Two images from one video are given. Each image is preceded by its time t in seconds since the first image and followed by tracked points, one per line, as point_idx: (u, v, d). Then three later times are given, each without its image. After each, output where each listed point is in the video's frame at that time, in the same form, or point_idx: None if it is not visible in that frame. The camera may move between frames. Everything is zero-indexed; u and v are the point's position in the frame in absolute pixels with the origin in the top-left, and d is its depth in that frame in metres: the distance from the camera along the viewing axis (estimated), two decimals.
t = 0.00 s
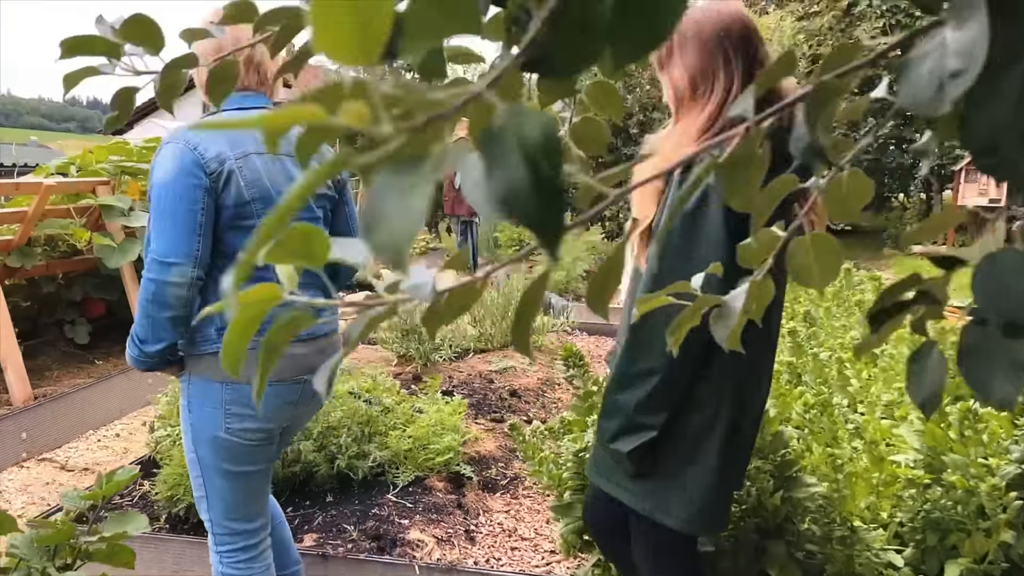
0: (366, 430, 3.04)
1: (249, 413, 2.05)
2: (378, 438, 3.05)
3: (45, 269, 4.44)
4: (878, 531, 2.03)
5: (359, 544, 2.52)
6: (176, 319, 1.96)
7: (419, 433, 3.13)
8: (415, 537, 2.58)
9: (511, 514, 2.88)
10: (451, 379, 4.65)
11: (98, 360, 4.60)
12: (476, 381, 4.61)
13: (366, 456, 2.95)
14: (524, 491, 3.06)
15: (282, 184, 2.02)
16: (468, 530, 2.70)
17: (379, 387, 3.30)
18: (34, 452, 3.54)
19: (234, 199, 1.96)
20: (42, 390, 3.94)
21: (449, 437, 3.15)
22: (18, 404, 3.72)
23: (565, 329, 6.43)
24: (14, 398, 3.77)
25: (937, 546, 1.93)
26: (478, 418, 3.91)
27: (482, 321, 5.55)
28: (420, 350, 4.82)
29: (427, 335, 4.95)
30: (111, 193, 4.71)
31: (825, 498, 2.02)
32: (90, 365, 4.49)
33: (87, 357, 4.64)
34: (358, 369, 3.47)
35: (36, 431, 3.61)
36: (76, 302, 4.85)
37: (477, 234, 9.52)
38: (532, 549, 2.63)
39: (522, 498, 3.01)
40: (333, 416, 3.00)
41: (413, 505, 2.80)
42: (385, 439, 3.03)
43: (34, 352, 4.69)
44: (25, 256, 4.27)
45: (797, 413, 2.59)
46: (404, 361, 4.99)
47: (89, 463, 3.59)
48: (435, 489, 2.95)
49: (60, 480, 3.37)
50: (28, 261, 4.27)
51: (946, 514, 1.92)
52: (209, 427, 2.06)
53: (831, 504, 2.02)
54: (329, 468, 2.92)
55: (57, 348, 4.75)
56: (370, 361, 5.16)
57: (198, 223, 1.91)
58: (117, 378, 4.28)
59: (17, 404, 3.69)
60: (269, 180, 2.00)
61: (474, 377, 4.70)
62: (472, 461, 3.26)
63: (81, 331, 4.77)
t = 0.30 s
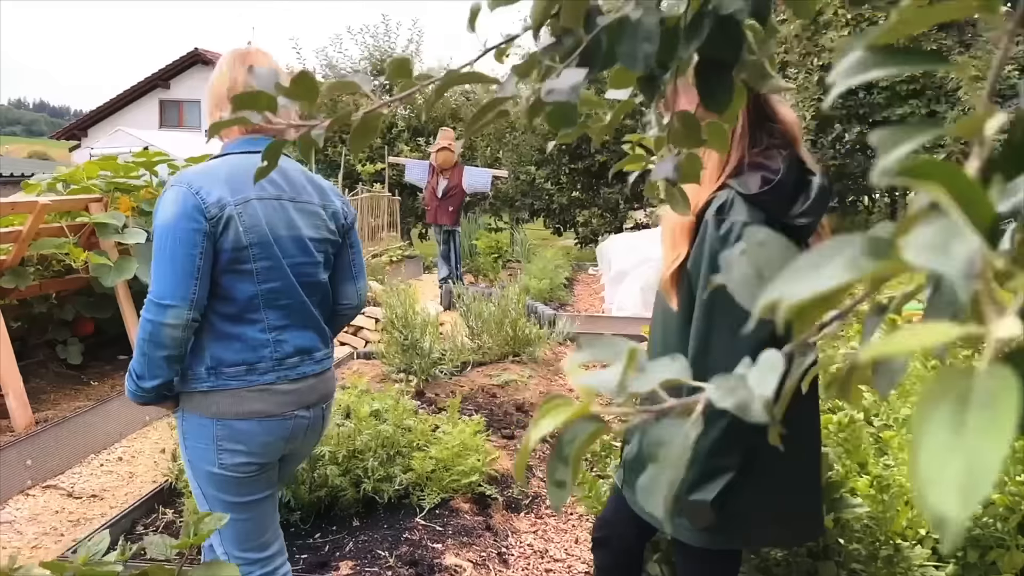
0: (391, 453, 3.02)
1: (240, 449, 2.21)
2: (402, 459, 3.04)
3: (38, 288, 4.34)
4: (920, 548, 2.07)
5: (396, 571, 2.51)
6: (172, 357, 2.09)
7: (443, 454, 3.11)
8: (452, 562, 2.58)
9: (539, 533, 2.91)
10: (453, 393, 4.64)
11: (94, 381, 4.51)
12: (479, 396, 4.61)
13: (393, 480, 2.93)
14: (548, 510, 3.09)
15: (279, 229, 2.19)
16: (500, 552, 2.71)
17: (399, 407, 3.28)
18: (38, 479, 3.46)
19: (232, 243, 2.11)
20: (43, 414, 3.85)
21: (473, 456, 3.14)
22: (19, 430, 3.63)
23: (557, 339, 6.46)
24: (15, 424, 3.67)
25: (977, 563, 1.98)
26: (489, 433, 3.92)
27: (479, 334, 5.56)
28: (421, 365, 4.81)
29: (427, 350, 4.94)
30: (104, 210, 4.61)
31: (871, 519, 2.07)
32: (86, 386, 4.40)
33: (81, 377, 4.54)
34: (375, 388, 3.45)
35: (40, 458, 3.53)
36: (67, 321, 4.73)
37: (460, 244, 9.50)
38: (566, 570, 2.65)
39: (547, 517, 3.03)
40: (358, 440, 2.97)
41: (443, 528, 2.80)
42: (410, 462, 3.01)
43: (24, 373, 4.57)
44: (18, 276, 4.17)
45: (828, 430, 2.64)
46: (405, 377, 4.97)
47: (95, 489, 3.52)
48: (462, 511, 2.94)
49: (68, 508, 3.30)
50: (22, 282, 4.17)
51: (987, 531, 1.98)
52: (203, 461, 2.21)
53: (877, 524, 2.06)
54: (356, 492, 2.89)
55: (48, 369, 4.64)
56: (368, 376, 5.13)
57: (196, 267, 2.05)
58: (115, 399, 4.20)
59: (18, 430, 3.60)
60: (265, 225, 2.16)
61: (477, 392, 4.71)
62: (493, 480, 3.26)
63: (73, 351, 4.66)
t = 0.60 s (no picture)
0: (423, 477, 3.03)
1: (227, 471, 2.27)
2: (435, 485, 3.06)
3: (44, 313, 4.28)
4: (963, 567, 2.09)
5: None
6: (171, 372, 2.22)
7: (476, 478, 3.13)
8: None
9: (572, 556, 2.96)
10: (464, 410, 4.66)
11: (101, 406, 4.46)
12: (489, 413, 4.63)
13: (427, 504, 2.95)
14: (577, 532, 3.14)
15: (286, 263, 2.28)
16: None
17: (426, 430, 3.30)
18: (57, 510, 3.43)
19: (238, 272, 2.21)
20: (55, 443, 3.80)
21: (505, 480, 3.17)
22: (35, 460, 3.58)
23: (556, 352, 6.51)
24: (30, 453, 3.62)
25: None
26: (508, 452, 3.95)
27: (482, 350, 5.58)
28: (430, 384, 4.83)
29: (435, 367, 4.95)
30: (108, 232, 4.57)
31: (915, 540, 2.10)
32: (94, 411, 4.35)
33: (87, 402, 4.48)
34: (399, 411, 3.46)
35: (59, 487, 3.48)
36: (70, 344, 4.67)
37: (448, 256, 9.51)
38: None
39: (577, 539, 3.09)
40: (392, 464, 2.98)
41: (481, 553, 2.82)
42: (443, 487, 3.03)
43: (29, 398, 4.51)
44: (25, 302, 4.11)
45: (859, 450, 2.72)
46: (412, 395, 4.98)
47: (116, 518, 3.49)
48: (495, 534, 2.98)
49: (92, 538, 3.27)
50: (29, 308, 4.10)
51: None
52: (192, 478, 2.28)
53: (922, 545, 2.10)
54: (392, 517, 2.91)
55: (54, 393, 4.58)
56: (375, 395, 5.14)
57: (200, 292, 2.16)
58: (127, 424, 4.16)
59: (35, 460, 3.56)
60: (272, 258, 2.25)
61: (487, 409, 4.73)
62: (521, 502, 3.30)
63: (78, 375, 4.60)
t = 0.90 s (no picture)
0: (441, 497, 3.04)
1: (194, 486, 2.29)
2: (454, 505, 3.06)
3: (43, 333, 4.22)
4: None
5: None
6: (157, 385, 2.31)
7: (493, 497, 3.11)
8: None
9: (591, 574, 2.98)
10: (467, 425, 4.65)
11: (101, 427, 4.40)
12: (492, 427, 4.62)
13: (446, 524, 2.95)
14: (593, 549, 3.16)
15: (266, 288, 2.26)
16: None
17: (441, 450, 3.30)
18: (64, 535, 3.37)
19: (213, 292, 2.23)
20: (59, 466, 3.74)
21: (522, 498, 3.15)
22: (41, 484, 3.52)
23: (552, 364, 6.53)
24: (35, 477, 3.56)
25: None
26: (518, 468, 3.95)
27: (481, 363, 5.59)
28: (433, 399, 4.82)
29: (436, 383, 4.94)
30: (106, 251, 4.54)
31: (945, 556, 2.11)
32: (95, 433, 4.29)
33: (87, 424, 4.42)
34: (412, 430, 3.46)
35: (66, 513, 3.41)
36: (67, 364, 4.60)
37: (436, 267, 9.50)
38: None
39: (594, 556, 3.11)
40: (411, 485, 2.98)
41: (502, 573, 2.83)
42: (462, 507, 3.03)
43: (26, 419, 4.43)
44: (24, 323, 4.05)
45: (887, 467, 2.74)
46: (413, 410, 4.96)
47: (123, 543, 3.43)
48: (514, 554, 2.98)
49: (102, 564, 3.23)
50: (29, 329, 4.04)
51: None
52: (167, 487, 2.34)
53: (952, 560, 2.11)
54: (412, 539, 2.91)
55: (52, 414, 4.51)
56: (376, 410, 5.12)
57: (177, 309, 2.21)
58: (131, 444, 4.10)
59: (41, 484, 3.50)
60: (248, 282, 2.24)
61: (490, 423, 4.74)
62: (537, 520, 3.30)
63: (75, 395, 4.53)
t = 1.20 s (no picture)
0: (468, 510, 3.02)
1: (146, 498, 2.29)
2: (479, 518, 3.05)
3: (44, 349, 4.13)
4: None
5: None
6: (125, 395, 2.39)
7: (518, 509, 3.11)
8: None
9: None
10: (475, 435, 4.64)
11: (104, 443, 4.32)
12: (500, 437, 4.61)
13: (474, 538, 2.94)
14: (616, 559, 3.17)
15: (206, 307, 2.17)
16: None
17: (463, 462, 3.29)
18: (77, 555, 3.26)
19: (152, 308, 2.23)
20: (67, 485, 3.66)
21: (547, 510, 3.15)
22: (51, 505, 3.45)
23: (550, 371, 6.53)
24: (44, 498, 3.48)
25: None
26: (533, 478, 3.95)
27: (482, 372, 5.57)
28: (438, 409, 4.80)
29: (442, 393, 4.92)
30: (107, 264, 4.49)
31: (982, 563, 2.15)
32: (98, 450, 4.22)
33: (89, 440, 4.34)
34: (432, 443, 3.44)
35: (78, 533, 3.32)
36: (66, 380, 4.51)
37: (425, 275, 9.48)
38: None
39: (618, 567, 3.11)
40: (439, 497, 2.95)
41: None
42: (488, 519, 3.02)
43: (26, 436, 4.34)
44: (26, 339, 3.96)
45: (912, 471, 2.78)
46: (419, 421, 4.93)
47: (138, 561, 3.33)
48: (541, 567, 2.98)
49: None
50: (31, 345, 3.96)
51: None
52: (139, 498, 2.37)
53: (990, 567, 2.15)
54: (440, 553, 2.90)
55: (52, 431, 4.42)
56: (380, 421, 5.08)
57: (121, 323, 2.26)
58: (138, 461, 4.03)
59: (51, 505, 3.43)
60: (180, 301, 2.19)
61: (496, 433, 4.73)
62: (559, 531, 3.30)
63: (75, 411, 4.44)
